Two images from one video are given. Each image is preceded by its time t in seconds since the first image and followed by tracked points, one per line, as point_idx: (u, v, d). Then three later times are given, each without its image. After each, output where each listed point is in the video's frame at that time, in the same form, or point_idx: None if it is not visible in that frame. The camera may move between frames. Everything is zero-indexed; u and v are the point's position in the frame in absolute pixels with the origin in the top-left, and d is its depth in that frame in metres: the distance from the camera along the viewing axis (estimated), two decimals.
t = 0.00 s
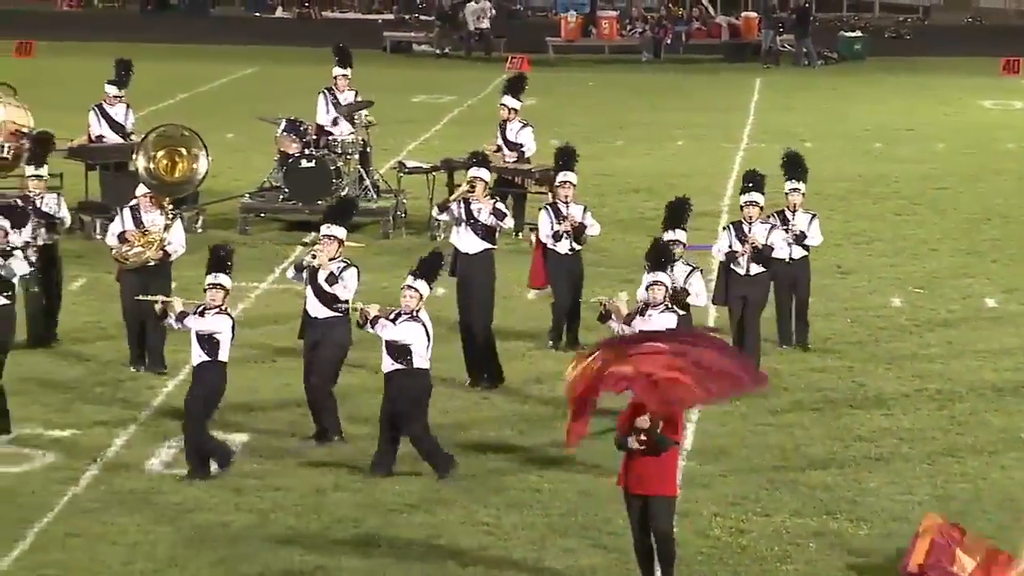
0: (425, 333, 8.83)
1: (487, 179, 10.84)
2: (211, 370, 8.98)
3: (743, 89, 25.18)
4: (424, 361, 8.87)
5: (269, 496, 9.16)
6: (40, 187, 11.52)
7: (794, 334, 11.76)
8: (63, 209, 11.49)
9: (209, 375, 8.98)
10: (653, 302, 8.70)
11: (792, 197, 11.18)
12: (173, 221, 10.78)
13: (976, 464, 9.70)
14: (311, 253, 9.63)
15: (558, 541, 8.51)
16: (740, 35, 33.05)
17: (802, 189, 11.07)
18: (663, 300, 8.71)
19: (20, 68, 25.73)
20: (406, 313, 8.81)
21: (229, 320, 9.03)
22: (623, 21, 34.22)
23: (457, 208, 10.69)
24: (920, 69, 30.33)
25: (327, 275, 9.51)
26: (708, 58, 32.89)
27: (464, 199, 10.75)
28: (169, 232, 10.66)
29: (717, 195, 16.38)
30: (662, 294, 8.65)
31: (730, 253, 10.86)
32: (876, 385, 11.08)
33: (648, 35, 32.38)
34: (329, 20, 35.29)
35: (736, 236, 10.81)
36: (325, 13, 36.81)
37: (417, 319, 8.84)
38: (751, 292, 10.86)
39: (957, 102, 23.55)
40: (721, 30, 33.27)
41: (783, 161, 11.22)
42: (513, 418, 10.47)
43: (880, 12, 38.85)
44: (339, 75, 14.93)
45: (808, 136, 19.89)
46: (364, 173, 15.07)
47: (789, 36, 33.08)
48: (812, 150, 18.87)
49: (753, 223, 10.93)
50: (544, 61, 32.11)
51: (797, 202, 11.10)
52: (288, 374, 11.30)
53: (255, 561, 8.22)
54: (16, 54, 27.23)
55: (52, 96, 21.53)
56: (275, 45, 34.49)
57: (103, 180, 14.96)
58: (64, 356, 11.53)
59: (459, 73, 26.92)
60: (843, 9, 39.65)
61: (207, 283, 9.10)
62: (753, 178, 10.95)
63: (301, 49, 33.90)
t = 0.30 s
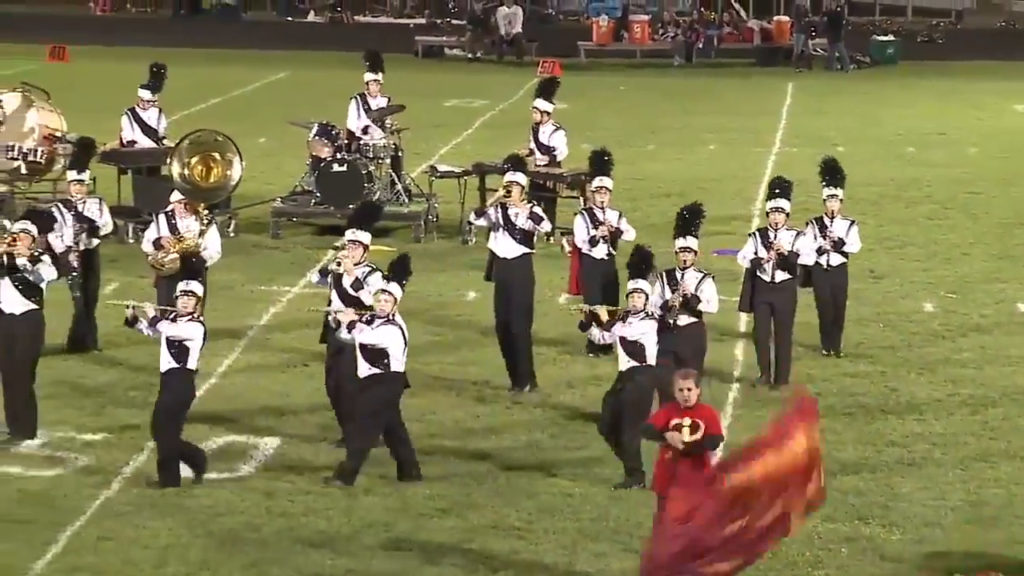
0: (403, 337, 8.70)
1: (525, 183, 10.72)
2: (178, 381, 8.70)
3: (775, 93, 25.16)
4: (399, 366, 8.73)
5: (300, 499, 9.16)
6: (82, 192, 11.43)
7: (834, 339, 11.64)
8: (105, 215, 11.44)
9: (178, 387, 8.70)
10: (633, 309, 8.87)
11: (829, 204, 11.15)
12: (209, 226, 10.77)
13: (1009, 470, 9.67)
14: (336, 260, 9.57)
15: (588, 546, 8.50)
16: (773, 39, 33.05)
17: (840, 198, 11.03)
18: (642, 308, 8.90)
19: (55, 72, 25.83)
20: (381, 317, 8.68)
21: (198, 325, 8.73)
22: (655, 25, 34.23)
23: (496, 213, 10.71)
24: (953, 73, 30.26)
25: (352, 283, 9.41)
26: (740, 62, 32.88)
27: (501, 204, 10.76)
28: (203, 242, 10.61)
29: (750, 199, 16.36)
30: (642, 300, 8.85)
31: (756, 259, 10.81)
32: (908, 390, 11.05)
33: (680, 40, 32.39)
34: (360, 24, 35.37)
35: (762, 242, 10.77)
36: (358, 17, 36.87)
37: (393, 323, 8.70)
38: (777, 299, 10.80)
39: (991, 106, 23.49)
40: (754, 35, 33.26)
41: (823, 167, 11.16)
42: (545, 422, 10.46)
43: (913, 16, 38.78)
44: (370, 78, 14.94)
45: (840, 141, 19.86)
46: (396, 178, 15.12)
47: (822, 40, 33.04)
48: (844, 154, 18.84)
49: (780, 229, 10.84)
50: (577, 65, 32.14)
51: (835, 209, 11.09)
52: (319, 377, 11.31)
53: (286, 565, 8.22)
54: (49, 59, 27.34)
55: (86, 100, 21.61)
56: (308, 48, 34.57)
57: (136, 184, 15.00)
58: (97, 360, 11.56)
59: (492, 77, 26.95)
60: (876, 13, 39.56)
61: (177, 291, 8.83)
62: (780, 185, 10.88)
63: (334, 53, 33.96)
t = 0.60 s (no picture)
0: (372, 339, 8.87)
1: (555, 187, 10.76)
2: (145, 382, 8.71)
3: (803, 96, 25.13)
4: (370, 369, 8.95)
5: (328, 502, 9.17)
6: (119, 196, 11.32)
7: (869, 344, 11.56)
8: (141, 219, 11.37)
9: (146, 388, 8.72)
10: (609, 315, 9.19)
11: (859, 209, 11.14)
12: (237, 232, 10.80)
13: None
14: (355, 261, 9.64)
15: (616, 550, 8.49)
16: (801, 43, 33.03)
17: (873, 202, 11.01)
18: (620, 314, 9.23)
19: (84, 76, 25.87)
20: (352, 319, 8.86)
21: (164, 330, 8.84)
22: (683, 29, 34.21)
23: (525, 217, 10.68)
24: (982, 77, 30.20)
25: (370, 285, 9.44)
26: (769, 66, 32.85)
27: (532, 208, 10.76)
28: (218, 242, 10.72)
29: (778, 203, 16.35)
30: (617, 306, 9.18)
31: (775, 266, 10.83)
32: (936, 394, 11.03)
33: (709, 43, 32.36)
34: (389, 28, 35.42)
35: (781, 249, 10.79)
36: (386, 21, 36.88)
37: (361, 326, 8.87)
38: (796, 306, 10.78)
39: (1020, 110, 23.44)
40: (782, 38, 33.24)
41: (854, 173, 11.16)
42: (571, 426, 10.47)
43: (942, 20, 38.70)
44: (399, 82, 15.06)
45: (868, 144, 19.83)
46: (423, 182, 15.12)
47: (851, 43, 33.01)
48: (873, 158, 18.81)
49: (800, 237, 10.89)
50: (605, 68, 32.13)
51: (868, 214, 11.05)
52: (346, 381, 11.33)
53: (313, 568, 8.23)
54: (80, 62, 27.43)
55: (116, 104, 21.67)
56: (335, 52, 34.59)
57: (164, 187, 15.03)
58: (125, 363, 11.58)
59: (520, 81, 26.93)
60: (905, 17, 39.48)
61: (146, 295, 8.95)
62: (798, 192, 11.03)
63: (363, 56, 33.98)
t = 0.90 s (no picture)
0: (345, 346, 8.74)
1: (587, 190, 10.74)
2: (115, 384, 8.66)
3: (829, 99, 25.13)
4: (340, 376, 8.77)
5: (354, 504, 9.17)
6: (153, 201, 11.49)
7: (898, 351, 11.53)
8: (174, 223, 11.46)
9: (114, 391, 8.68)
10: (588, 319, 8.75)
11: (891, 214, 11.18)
12: (268, 237, 10.85)
13: None
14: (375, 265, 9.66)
15: (642, 553, 8.48)
16: (827, 46, 33.05)
17: (903, 207, 11.06)
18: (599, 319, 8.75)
19: (111, 79, 25.96)
20: (324, 326, 8.74)
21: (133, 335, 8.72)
22: (709, 31, 34.25)
23: (558, 218, 10.73)
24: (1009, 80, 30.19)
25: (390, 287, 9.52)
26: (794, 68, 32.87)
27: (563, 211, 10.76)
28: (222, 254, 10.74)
29: (804, 206, 16.34)
30: (597, 310, 8.70)
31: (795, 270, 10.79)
32: (963, 397, 11.01)
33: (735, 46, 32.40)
34: (415, 30, 35.45)
35: (801, 252, 10.72)
36: (412, 24, 36.96)
37: (335, 333, 8.75)
38: (818, 311, 10.72)
39: None
40: (808, 41, 33.28)
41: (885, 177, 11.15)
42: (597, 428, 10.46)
43: (969, 21, 38.67)
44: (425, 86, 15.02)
45: (894, 148, 19.79)
46: (449, 185, 15.15)
47: (878, 46, 32.94)
48: (899, 161, 18.79)
49: (820, 241, 10.77)
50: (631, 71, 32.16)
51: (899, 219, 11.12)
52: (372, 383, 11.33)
53: (338, 570, 8.23)
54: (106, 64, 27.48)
55: (142, 106, 21.72)
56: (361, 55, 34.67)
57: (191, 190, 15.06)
58: (152, 366, 11.59)
59: (545, 84, 26.96)
60: (931, 20, 39.44)
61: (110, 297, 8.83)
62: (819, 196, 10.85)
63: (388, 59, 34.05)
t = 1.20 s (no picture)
0: (319, 353, 8.63)
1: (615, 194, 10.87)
2: (83, 384, 8.64)
3: (855, 101, 25.09)
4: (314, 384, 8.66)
5: (379, 508, 9.16)
6: (185, 204, 11.56)
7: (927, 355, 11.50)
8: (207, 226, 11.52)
9: (83, 392, 8.65)
10: (570, 323, 8.74)
11: (919, 218, 11.14)
12: (293, 241, 10.85)
13: None
14: (394, 268, 9.68)
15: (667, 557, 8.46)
16: (853, 49, 33.03)
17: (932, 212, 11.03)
18: (580, 322, 8.77)
19: (136, 81, 26.00)
20: (298, 333, 8.63)
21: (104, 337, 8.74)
22: (734, 34, 34.25)
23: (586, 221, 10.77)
24: None
25: (409, 291, 9.53)
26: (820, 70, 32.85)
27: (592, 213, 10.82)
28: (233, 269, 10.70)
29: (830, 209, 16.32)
30: (580, 312, 8.74)
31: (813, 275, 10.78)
32: (989, 400, 10.99)
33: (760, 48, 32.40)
34: (439, 34, 35.48)
35: (820, 257, 10.73)
36: (436, 27, 36.98)
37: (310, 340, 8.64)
38: (836, 315, 10.71)
39: None
40: (834, 43, 33.29)
41: (914, 181, 11.14)
42: (622, 430, 10.44)
43: (995, 23, 38.62)
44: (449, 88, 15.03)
45: (919, 150, 19.76)
46: (474, 188, 15.16)
47: (904, 48, 32.90)
48: (925, 164, 18.75)
49: (838, 246, 10.79)
50: (656, 74, 32.17)
51: (927, 223, 11.06)
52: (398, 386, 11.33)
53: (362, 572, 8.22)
54: (132, 67, 27.57)
55: (168, 109, 21.78)
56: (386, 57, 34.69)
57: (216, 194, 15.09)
58: (178, 368, 11.62)
59: (569, 86, 26.96)
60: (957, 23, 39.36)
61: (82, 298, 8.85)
62: (839, 202, 10.90)
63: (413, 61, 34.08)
